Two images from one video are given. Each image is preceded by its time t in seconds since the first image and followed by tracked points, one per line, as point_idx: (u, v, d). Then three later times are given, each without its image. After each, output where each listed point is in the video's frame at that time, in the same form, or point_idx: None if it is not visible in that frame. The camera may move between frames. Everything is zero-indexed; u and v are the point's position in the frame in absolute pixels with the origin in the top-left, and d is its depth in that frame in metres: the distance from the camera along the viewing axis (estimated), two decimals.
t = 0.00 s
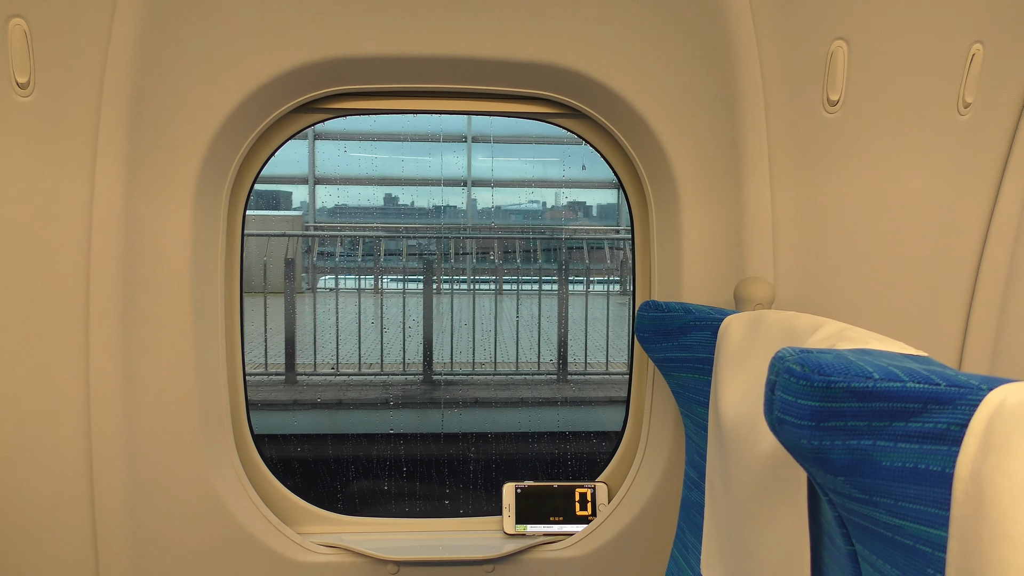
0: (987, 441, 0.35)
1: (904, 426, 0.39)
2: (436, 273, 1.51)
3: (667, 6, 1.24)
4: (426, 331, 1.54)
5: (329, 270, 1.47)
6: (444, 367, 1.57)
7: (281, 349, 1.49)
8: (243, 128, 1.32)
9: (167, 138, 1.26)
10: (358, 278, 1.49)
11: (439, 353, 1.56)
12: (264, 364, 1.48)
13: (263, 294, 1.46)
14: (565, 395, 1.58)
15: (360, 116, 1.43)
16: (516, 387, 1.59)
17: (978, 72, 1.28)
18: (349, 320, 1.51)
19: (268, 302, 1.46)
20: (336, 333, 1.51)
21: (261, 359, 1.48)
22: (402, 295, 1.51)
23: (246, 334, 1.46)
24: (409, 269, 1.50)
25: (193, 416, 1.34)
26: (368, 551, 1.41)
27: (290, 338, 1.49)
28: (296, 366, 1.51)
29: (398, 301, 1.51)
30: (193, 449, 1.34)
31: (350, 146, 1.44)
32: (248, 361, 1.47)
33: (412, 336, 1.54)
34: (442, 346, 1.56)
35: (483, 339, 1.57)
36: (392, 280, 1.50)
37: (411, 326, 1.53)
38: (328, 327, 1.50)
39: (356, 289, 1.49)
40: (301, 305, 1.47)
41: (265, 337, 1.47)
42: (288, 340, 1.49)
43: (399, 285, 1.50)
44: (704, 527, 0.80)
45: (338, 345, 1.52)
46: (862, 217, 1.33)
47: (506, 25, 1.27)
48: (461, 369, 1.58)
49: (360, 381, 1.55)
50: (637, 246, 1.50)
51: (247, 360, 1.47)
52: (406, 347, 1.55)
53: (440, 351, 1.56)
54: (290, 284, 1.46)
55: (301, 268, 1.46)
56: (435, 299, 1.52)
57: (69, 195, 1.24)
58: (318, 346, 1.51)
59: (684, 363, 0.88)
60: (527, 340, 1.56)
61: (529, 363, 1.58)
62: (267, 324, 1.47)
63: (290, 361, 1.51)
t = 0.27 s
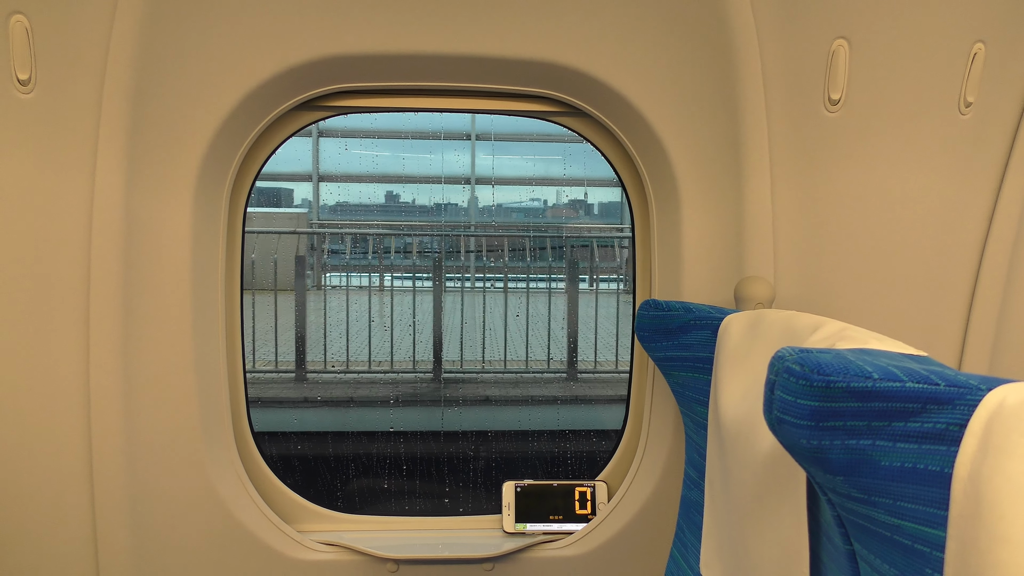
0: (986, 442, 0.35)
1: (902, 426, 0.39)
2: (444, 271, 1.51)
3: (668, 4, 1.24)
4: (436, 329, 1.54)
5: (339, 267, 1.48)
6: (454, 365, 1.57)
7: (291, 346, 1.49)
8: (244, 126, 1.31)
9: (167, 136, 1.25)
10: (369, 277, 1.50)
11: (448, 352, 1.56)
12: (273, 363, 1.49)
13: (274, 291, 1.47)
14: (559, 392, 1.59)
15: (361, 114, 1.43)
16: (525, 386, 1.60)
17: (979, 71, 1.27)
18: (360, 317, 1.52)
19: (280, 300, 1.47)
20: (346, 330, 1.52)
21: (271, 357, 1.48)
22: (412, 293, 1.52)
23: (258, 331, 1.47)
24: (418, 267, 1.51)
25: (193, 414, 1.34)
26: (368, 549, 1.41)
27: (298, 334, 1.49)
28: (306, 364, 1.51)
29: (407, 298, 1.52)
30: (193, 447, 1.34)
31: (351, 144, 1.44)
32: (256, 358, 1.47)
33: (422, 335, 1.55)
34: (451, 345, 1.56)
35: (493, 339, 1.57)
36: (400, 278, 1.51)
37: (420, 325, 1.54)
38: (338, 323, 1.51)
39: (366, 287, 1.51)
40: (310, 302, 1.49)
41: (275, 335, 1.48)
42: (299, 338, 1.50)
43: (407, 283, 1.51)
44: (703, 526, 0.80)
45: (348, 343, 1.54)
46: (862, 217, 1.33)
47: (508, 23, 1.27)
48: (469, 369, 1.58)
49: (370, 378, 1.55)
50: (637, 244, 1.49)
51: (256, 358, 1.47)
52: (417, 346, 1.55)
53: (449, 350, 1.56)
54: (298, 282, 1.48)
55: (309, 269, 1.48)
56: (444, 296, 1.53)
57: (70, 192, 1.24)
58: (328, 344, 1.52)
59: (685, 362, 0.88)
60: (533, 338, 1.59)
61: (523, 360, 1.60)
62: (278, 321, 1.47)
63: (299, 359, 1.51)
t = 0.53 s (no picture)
0: (986, 443, 0.35)
1: (902, 426, 0.39)
2: (456, 271, 1.51)
3: (668, 5, 1.24)
4: (448, 330, 1.55)
5: (351, 267, 1.47)
6: (467, 365, 1.57)
7: (303, 347, 1.49)
8: (244, 126, 1.31)
9: (167, 136, 1.26)
10: (375, 277, 1.50)
11: (462, 352, 1.56)
12: (286, 362, 1.48)
13: (286, 292, 1.46)
14: (565, 392, 1.58)
15: (361, 115, 1.43)
16: (534, 385, 1.58)
17: (979, 72, 1.27)
18: (373, 316, 1.52)
19: (292, 300, 1.46)
20: (357, 328, 1.51)
21: (283, 358, 1.48)
22: (424, 293, 1.52)
23: (270, 330, 1.46)
24: (431, 267, 1.51)
25: (193, 414, 1.34)
26: (367, 549, 1.41)
27: (312, 334, 1.48)
28: (318, 364, 1.50)
29: (419, 299, 1.53)
30: (193, 447, 1.34)
31: (351, 144, 1.44)
32: (268, 359, 1.48)
33: (434, 336, 1.55)
34: (464, 345, 1.56)
35: (501, 340, 1.56)
36: (413, 279, 1.51)
37: (431, 324, 1.54)
38: (351, 326, 1.50)
39: (378, 288, 1.50)
40: (323, 302, 1.47)
41: (288, 336, 1.47)
42: (311, 338, 1.48)
43: (420, 283, 1.51)
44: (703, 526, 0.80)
45: (360, 343, 1.52)
46: (862, 217, 1.33)
47: (508, 23, 1.27)
48: (476, 369, 1.57)
49: (382, 379, 1.54)
50: (637, 245, 1.50)
51: (269, 358, 1.48)
52: (429, 346, 1.55)
53: (461, 350, 1.56)
54: (309, 280, 1.46)
55: (322, 267, 1.46)
56: (455, 297, 1.52)
57: (70, 192, 1.25)
58: (340, 344, 1.51)
59: (685, 363, 0.88)
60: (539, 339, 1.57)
61: (532, 361, 1.57)
62: (289, 320, 1.46)
63: (312, 359, 1.50)
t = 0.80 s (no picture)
0: (988, 441, 0.35)
1: (904, 423, 0.39)
2: (471, 270, 1.51)
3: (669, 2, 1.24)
4: (463, 328, 1.55)
5: (366, 267, 1.48)
6: (481, 364, 1.58)
7: (318, 345, 1.50)
8: (243, 124, 1.31)
9: (166, 134, 1.25)
10: (376, 274, 1.49)
11: (475, 351, 1.57)
12: (301, 360, 1.50)
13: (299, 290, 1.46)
14: (569, 390, 1.57)
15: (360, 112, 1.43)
16: (534, 383, 1.58)
17: (980, 69, 1.27)
18: (387, 314, 1.51)
19: (306, 297, 1.47)
20: (372, 326, 1.51)
21: (298, 356, 1.49)
22: (439, 291, 1.51)
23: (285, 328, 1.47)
24: (444, 266, 1.50)
25: (193, 412, 1.34)
26: (368, 548, 1.41)
27: (325, 333, 1.50)
28: (333, 361, 1.52)
29: (432, 298, 1.51)
30: (193, 445, 1.34)
31: (350, 141, 1.44)
32: (282, 357, 1.48)
33: (449, 334, 1.54)
34: (478, 344, 1.57)
35: (501, 338, 1.56)
36: (428, 277, 1.50)
37: (445, 322, 1.53)
38: (366, 323, 1.51)
39: (393, 286, 1.50)
40: (337, 301, 1.49)
41: (303, 334, 1.49)
42: (326, 337, 1.50)
43: (435, 282, 1.51)
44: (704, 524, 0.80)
45: (374, 340, 1.52)
46: (862, 215, 1.33)
47: (507, 21, 1.26)
48: (477, 366, 1.58)
49: (397, 377, 1.55)
50: (637, 244, 1.50)
51: (283, 357, 1.48)
52: (443, 344, 1.55)
53: (475, 348, 1.57)
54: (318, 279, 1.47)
55: (336, 265, 1.47)
56: (470, 295, 1.52)
57: (69, 191, 1.24)
58: (355, 340, 1.51)
59: (685, 360, 0.88)
60: (541, 338, 1.57)
61: (529, 359, 1.58)
62: (304, 318, 1.48)
63: (327, 357, 1.52)
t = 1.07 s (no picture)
0: (981, 443, 0.35)
1: (899, 426, 0.39)
2: (488, 273, 1.52)
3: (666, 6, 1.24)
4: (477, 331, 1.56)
5: (383, 270, 1.50)
6: (498, 367, 1.60)
7: (335, 347, 1.53)
8: (242, 128, 1.31)
9: (165, 138, 1.26)
10: (378, 277, 1.51)
11: (492, 354, 1.59)
12: (319, 363, 1.53)
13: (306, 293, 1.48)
14: (558, 394, 1.60)
15: (358, 116, 1.42)
16: (530, 386, 1.61)
17: (976, 72, 1.28)
18: (406, 317, 1.54)
19: (326, 300, 1.51)
20: (380, 329, 1.53)
21: (316, 358, 1.52)
22: (457, 293, 1.53)
23: (304, 331, 1.49)
24: (461, 269, 1.51)
25: (191, 416, 1.34)
26: (366, 551, 1.41)
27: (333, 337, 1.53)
28: (350, 365, 1.54)
29: (451, 300, 1.53)
30: (192, 449, 1.34)
31: (348, 145, 1.45)
32: (300, 359, 1.51)
33: (466, 337, 1.57)
34: (495, 346, 1.59)
35: (511, 341, 1.58)
36: (432, 280, 1.52)
37: (462, 325, 1.55)
38: (383, 325, 1.53)
39: (410, 288, 1.52)
40: (354, 304, 1.51)
41: (322, 337, 1.52)
42: (343, 340, 1.53)
43: (454, 284, 1.52)
44: (702, 526, 0.80)
45: (388, 343, 1.55)
46: (859, 217, 1.34)
47: (505, 24, 1.27)
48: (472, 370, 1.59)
49: (414, 379, 1.56)
50: (636, 247, 1.49)
51: (301, 360, 1.51)
52: (460, 346, 1.57)
53: (492, 351, 1.59)
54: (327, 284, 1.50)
55: (355, 268, 1.49)
56: (488, 298, 1.54)
57: (68, 195, 1.24)
58: (373, 342, 1.54)
59: (682, 363, 0.88)
60: (536, 338, 1.60)
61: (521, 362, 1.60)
62: (323, 322, 1.51)
63: (344, 360, 1.55)
